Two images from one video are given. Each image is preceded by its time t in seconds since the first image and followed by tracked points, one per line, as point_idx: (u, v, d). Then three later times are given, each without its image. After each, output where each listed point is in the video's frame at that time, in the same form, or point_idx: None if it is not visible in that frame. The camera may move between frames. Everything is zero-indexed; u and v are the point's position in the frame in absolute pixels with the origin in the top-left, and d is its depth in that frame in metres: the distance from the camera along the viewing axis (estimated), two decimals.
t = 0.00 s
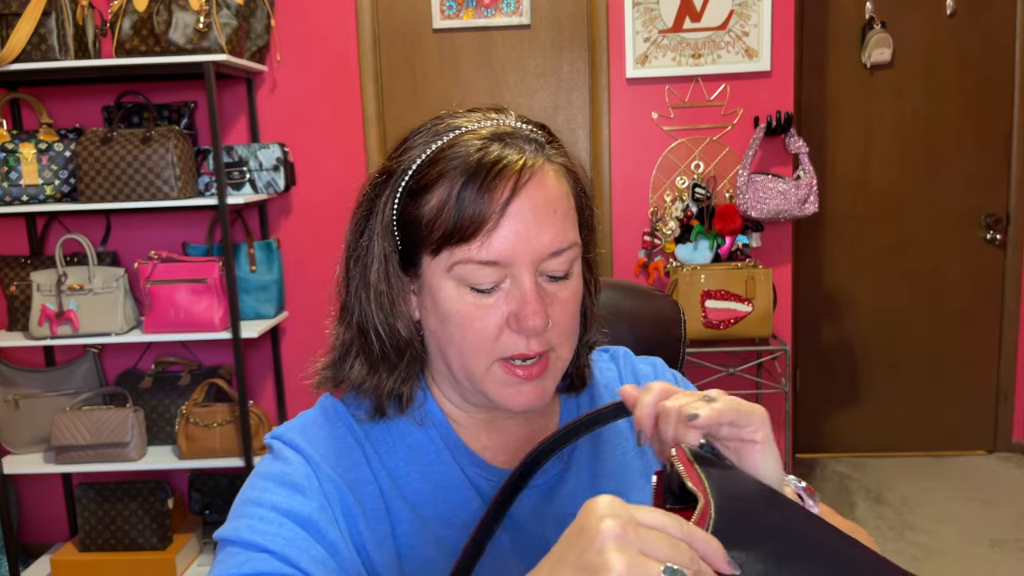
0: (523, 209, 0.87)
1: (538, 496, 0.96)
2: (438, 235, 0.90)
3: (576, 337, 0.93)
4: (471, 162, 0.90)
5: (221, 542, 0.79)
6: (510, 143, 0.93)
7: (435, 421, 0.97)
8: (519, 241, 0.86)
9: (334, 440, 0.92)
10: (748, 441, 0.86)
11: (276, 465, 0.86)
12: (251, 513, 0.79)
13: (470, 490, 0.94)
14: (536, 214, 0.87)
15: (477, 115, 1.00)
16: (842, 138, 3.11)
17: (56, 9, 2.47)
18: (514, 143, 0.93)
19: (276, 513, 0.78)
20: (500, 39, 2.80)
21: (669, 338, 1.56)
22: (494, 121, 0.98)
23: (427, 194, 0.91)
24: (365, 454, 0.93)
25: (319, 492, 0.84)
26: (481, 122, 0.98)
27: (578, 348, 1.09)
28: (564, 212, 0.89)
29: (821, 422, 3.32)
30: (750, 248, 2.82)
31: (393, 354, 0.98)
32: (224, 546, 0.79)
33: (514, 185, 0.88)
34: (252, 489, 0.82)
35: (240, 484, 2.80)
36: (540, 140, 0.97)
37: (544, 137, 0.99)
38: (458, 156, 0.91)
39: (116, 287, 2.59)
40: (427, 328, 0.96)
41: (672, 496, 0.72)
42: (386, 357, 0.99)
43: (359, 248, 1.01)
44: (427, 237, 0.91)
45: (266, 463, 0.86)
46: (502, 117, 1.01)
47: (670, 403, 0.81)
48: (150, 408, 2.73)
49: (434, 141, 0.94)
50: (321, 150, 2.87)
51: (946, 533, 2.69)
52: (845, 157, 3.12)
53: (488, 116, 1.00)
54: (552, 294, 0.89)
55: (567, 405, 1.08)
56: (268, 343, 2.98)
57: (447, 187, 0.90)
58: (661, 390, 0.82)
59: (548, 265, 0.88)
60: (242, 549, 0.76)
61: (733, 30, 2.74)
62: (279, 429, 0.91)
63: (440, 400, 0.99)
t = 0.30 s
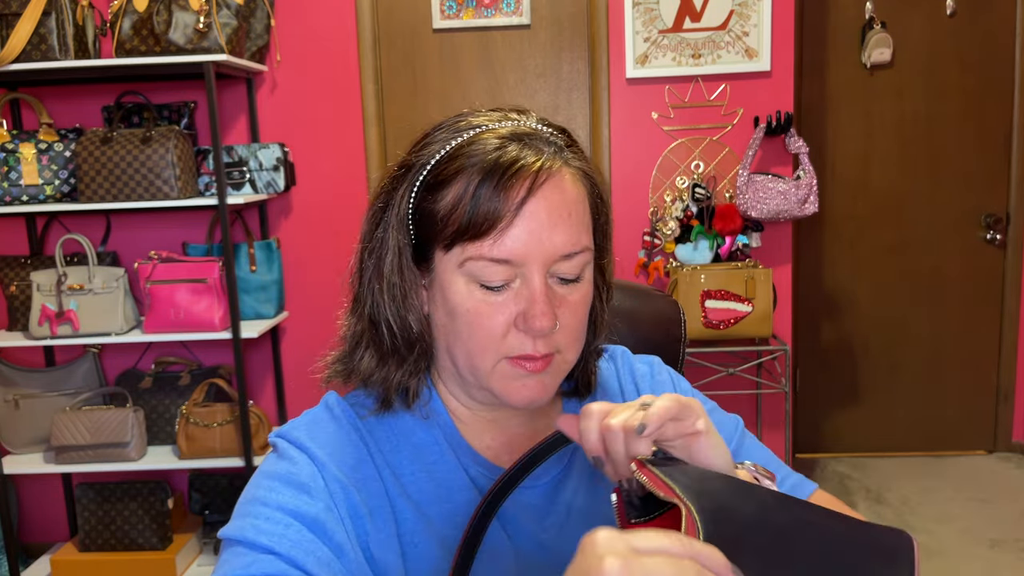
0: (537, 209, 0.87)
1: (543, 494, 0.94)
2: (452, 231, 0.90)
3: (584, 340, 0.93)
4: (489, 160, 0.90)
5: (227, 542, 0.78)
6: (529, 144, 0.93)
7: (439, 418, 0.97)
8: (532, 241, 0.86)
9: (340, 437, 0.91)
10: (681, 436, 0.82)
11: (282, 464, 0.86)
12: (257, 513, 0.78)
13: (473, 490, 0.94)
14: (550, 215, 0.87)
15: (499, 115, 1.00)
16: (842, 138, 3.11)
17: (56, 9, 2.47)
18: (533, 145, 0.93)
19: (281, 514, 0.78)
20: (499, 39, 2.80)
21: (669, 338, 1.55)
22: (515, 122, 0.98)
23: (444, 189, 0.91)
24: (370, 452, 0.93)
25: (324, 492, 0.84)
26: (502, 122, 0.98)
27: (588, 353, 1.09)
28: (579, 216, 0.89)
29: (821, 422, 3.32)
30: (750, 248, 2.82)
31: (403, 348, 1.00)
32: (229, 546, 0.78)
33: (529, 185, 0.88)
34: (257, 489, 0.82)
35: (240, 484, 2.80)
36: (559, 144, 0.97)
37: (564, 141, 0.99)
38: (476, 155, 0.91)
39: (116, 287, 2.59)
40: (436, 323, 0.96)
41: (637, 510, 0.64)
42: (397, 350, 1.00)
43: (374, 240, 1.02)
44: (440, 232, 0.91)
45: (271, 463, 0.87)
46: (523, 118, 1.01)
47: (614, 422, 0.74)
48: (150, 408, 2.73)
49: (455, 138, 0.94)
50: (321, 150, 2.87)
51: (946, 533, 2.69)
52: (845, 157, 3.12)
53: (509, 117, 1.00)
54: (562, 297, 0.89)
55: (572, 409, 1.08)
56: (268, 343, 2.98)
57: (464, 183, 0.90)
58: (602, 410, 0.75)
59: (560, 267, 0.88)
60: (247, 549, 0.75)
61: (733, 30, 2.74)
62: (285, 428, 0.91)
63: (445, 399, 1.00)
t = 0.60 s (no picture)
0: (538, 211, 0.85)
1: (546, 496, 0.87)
2: (452, 230, 0.91)
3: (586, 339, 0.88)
4: (490, 161, 0.91)
5: (228, 546, 0.77)
6: (531, 145, 0.94)
7: (441, 419, 0.98)
8: (533, 242, 0.83)
9: (341, 440, 0.92)
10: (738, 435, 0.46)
11: (283, 468, 0.86)
12: (259, 518, 0.77)
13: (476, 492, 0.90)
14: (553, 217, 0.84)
15: (504, 114, 1.01)
16: (842, 138, 3.11)
17: (56, 9, 2.47)
18: (535, 146, 0.94)
19: (283, 519, 0.77)
20: (500, 39, 2.80)
21: (669, 338, 1.56)
22: (518, 122, 0.99)
23: (445, 189, 0.93)
24: (371, 455, 0.92)
25: (326, 499, 0.83)
26: (506, 122, 0.99)
27: (587, 352, 1.09)
28: (581, 218, 0.85)
29: (821, 422, 3.32)
30: (750, 248, 2.82)
31: (404, 347, 1.03)
32: (230, 551, 0.77)
33: (531, 187, 0.87)
34: (258, 493, 0.82)
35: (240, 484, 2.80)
36: (562, 144, 0.97)
37: (567, 142, 0.99)
38: (478, 155, 0.92)
39: (116, 287, 2.59)
40: (437, 322, 0.99)
41: (679, 512, 0.35)
42: (398, 350, 1.04)
43: (378, 240, 1.05)
44: (442, 231, 0.92)
45: (273, 466, 0.87)
46: (526, 118, 1.01)
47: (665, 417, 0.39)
48: (150, 408, 2.74)
49: (457, 137, 0.95)
50: (321, 150, 2.87)
51: (946, 533, 2.69)
52: (845, 157, 3.12)
53: (512, 117, 1.01)
54: (564, 298, 0.83)
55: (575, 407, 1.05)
56: (268, 343, 2.98)
57: (465, 183, 0.92)
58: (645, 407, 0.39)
59: (561, 268, 0.83)
60: (249, 555, 0.74)
61: (733, 30, 2.74)
62: (285, 429, 0.91)
63: (447, 401, 1.00)
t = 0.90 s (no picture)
0: (539, 224, 0.85)
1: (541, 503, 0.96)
2: (452, 245, 0.88)
3: (586, 343, 0.92)
4: (488, 171, 0.88)
5: (222, 544, 0.78)
6: (528, 152, 0.91)
7: (442, 426, 0.97)
8: (534, 255, 0.85)
9: (340, 443, 0.92)
10: (802, 479, 0.67)
11: (280, 468, 0.86)
12: (252, 518, 0.78)
13: (471, 498, 0.94)
14: (552, 228, 0.85)
15: (494, 118, 0.97)
16: (842, 138, 3.11)
17: (56, 9, 2.47)
18: (531, 152, 0.91)
19: (278, 520, 0.78)
20: (500, 39, 2.80)
21: (669, 338, 1.56)
22: (510, 126, 0.95)
23: (441, 202, 0.89)
24: (370, 459, 0.93)
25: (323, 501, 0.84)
26: (499, 126, 0.95)
27: (590, 352, 1.08)
28: (580, 226, 0.87)
29: (820, 422, 3.32)
30: (750, 248, 2.82)
31: (404, 361, 0.97)
32: (223, 549, 0.79)
33: (531, 198, 0.86)
34: (254, 492, 0.82)
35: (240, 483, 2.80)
36: (558, 149, 0.94)
37: (563, 145, 0.96)
38: (474, 165, 0.88)
39: (116, 286, 2.59)
40: (438, 335, 0.94)
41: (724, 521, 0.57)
42: (398, 363, 0.97)
43: (370, 253, 0.99)
44: (440, 246, 0.89)
45: (269, 467, 0.86)
46: (517, 119, 0.98)
47: (730, 440, 0.63)
48: (150, 408, 2.74)
49: (449, 146, 0.91)
50: (321, 150, 2.87)
51: (946, 533, 2.69)
52: (845, 157, 3.12)
53: (503, 119, 0.97)
54: (565, 306, 0.88)
55: (575, 407, 1.08)
56: (268, 343, 2.98)
57: (463, 195, 0.88)
58: (720, 423, 0.64)
59: (562, 277, 0.86)
60: (242, 555, 0.75)
61: (733, 30, 2.74)
62: (284, 428, 0.91)
63: (447, 404, 0.99)
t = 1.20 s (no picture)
0: (542, 228, 0.85)
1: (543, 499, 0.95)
2: (456, 261, 0.87)
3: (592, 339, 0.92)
4: (481, 182, 0.87)
5: (227, 535, 0.81)
6: (517, 155, 0.91)
7: (442, 432, 0.96)
8: (540, 260, 0.84)
9: (338, 440, 0.94)
10: (902, 538, 0.62)
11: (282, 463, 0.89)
12: (257, 507, 0.81)
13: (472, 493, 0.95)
14: (555, 231, 0.85)
15: (473, 124, 0.97)
16: (842, 138, 3.11)
17: (56, 9, 2.47)
18: (520, 155, 0.91)
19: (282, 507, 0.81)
20: (500, 39, 2.80)
21: (670, 338, 1.56)
22: (491, 131, 0.95)
23: (438, 219, 0.88)
24: (370, 456, 0.95)
25: (327, 491, 0.88)
26: (480, 132, 0.95)
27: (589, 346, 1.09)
28: (578, 223, 0.87)
29: (821, 422, 3.32)
30: (750, 248, 2.82)
31: (407, 379, 0.96)
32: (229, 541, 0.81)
33: (531, 204, 0.86)
34: (257, 484, 0.85)
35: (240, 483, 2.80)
36: (543, 149, 0.94)
37: (546, 144, 0.97)
38: (465, 177, 0.88)
39: (116, 287, 2.59)
40: (442, 348, 0.93)
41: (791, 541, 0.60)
42: (400, 382, 0.96)
43: (362, 275, 0.98)
44: (442, 263, 0.89)
45: (272, 462, 0.89)
46: (495, 122, 0.98)
47: (840, 473, 0.64)
48: (150, 408, 2.74)
49: (435, 160, 0.91)
50: (321, 150, 2.87)
51: (946, 532, 2.69)
52: (845, 157, 3.12)
53: (482, 124, 0.97)
54: (570, 305, 0.87)
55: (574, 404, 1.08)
56: (268, 343, 2.98)
57: (460, 210, 0.87)
58: (836, 451, 0.65)
59: (566, 277, 0.86)
60: (249, 541, 0.78)
61: (733, 30, 2.74)
62: (283, 427, 0.94)
63: (447, 408, 0.98)
